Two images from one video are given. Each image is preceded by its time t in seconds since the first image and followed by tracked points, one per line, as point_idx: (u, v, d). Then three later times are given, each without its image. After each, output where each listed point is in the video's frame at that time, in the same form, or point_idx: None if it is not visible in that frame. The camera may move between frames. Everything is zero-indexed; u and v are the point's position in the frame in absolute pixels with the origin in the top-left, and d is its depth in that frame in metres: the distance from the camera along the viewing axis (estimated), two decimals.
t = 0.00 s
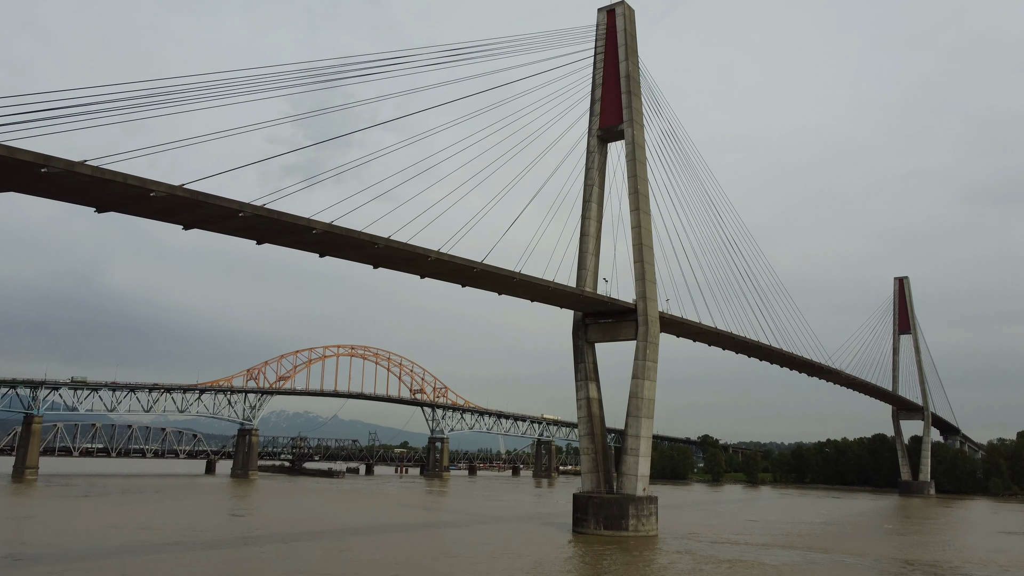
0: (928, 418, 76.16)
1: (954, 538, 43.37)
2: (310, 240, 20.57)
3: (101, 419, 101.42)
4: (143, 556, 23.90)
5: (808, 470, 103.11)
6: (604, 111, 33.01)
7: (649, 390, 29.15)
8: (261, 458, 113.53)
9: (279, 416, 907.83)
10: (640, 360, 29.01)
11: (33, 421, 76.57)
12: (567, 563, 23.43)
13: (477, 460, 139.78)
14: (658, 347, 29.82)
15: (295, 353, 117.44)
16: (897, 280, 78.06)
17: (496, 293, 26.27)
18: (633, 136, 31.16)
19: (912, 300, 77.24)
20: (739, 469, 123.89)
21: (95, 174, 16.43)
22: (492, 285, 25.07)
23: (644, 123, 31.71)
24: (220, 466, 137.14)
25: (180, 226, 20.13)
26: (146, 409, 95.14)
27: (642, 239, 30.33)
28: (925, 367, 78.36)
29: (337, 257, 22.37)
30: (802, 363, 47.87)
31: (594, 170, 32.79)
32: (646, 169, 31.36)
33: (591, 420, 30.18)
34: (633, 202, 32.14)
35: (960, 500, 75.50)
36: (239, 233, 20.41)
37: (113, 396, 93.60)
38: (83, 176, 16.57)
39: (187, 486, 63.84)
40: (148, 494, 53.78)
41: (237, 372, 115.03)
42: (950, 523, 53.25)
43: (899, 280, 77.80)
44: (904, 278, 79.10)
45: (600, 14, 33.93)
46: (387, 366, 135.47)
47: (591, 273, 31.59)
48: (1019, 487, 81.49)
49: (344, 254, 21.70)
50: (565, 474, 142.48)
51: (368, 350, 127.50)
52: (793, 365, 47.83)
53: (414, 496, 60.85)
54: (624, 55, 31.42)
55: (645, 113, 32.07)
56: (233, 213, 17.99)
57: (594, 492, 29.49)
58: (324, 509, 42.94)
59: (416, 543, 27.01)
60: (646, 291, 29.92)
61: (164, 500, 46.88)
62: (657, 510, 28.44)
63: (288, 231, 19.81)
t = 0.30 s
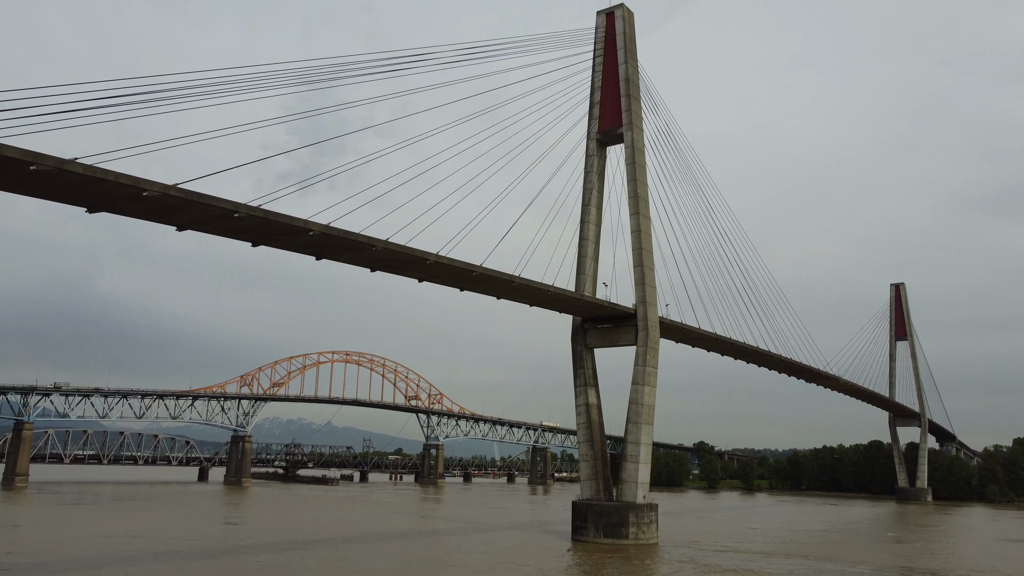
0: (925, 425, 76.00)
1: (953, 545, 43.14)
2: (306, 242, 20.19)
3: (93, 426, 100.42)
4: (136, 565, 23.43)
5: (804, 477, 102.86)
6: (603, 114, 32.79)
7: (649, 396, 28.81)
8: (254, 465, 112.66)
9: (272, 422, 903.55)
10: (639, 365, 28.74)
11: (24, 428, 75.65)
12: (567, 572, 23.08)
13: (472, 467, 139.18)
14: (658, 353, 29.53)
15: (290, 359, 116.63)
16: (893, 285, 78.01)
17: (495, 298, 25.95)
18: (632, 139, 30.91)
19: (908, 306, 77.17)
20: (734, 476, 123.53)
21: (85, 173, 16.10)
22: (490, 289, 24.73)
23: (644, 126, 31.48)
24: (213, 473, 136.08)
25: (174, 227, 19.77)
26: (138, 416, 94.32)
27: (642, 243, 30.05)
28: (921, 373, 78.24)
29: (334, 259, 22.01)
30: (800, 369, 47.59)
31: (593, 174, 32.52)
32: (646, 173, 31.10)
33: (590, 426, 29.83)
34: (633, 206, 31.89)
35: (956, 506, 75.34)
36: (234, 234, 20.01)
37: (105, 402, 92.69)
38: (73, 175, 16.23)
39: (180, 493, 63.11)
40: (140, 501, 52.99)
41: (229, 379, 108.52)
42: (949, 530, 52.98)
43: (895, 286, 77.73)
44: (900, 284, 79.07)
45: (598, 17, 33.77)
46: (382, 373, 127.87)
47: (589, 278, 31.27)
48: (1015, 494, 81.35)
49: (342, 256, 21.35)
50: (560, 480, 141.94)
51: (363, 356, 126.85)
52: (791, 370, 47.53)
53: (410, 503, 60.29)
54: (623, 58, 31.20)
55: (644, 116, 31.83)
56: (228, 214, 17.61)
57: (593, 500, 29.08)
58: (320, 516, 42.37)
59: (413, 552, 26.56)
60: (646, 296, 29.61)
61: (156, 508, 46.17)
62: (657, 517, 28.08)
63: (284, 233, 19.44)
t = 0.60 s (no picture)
0: (921, 428, 75.88)
1: (952, 549, 42.92)
2: (301, 241, 19.78)
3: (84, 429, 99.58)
4: (126, 571, 22.94)
5: (799, 480, 102.73)
6: (602, 114, 32.47)
7: (649, 398, 28.50)
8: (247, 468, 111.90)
9: (265, 425, 900.60)
10: (639, 367, 28.43)
11: (14, 430, 74.75)
12: None
13: (467, 470, 138.61)
14: (658, 354, 29.23)
15: (284, 361, 116.00)
16: (889, 288, 77.93)
17: (494, 298, 25.59)
18: (632, 139, 30.60)
19: (904, 309, 77.14)
20: (730, 479, 123.37)
21: (75, 167, 15.70)
22: (489, 290, 24.35)
23: (643, 126, 31.18)
24: (205, 476, 135.12)
25: (167, 224, 19.35)
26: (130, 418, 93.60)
27: (641, 244, 29.73)
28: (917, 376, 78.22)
29: (330, 259, 21.65)
30: (798, 371, 47.35)
31: (592, 174, 32.19)
32: (645, 173, 30.78)
33: (589, 429, 29.47)
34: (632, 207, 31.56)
35: (952, 510, 75.24)
36: (228, 232, 19.61)
37: (96, 405, 91.93)
38: (63, 169, 15.83)
39: (172, 497, 62.49)
40: (131, 505, 52.33)
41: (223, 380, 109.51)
42: (947, 534, 52.77)
43: (892, 289, 77.66)
44: (896, 287, 79.08)
45: (597, 16, 33.49)
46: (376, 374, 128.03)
47: (588, 279, 30.89)
48: (1011, 497, 81.36)
49: (339, 255, 20.99)
50: (555, 484, 141.47)
51: (357, 359, 126.31)
52: (788, 373, 47.25)
53: (405, 507, 59.85)
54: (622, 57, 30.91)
55: (643, 117, 31.55)
56: (222, 211, 17.22)
57: (592, 504, 28.72)
58: (314, 520, 41.84)
59: (410, 556, 26.14)
60: (646, 297, 29.29)
61: (148, 512, 45.54)
62: (657, 521, 27.72)
63: (279, 231, 19.03)
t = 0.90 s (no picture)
0: (917, 429, 75.86)
1: (950, 549, 42.79)
2: (296, 236, 19.36)
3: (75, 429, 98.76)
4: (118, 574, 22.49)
5: (794, 480, 102.76)
6: (600, 111, 32.08)
7: (648, 398, 28.18)
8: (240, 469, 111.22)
9: (257, 425, 897.47)
10: (639, 366, 28.13)
11: (3, 430, 74.00)
12: None
13: (461, 470, 138.19)
14: (657, 353, 28.94)
15: (277, 361, 115.31)
16: (885, 289, 77.87)
17: (492, 296, 25.22)
18: (631, 136, 30.26)
19: (899, 309, 77.11)
20: (725, 479, 123.30)
21: (64, 157, 15.27)
22: (487, 287, 23.96)
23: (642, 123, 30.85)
24: (198, 476, 134.30)
25: (159, 218, 18.92)
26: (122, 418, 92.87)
27: (641, 242, 29.39)
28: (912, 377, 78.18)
29: (326, 255, 21.24)
30: (795, 371, 47.17)
31: (590, 172, 31.80)
32: (644, 170, 30.43)
33: (587, 429, 29.12)
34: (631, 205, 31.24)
35: (947, 510, 75.26)
36: (221, 227, 19.19)
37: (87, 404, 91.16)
38: (51, 161, 15.40)
39: (165, 497, 61.98)
40: (122, 506, 51.69)
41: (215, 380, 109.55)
42: (943, 535, 52.68)
43: (887, 289, 77.60)
44: (892, 287, 78.99)
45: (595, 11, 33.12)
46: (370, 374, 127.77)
47: (586, 277, 30.49)
48: (1005, 497, 81.40)
49: (335, 252, 20.60)
50: (550, 484, 141.16)
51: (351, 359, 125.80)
52: (786, 372, 47.03)
53: (399, 507, 59.48)
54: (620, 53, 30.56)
55: (642, 113, 31.21)
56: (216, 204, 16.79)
57: (591, 504, 28.38)
58: (308, 521, 41.36)
59: (407, 558, 25.74)
60: (645, 296, 28.97)
61: (139, 513, 44.94)
62: (657, 522, 27.39)
63: (274, 226, 18.62)
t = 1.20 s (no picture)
0: (911, 429, 75.92)
1: (945, 550, 42.76)
2: (291, 231, 19.00)
3: (66, 428, 97.98)
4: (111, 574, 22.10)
5: (788, 480, 102.84)
6: (599, 107, 31.75)
7: (647, 397, 27.87)
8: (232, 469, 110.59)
9: (249, 425, 894.42)
10: (638, 365, 27.87)
11: None
12: None
13: (454, 470, 137.87)
14: (657, 353, 28.66)
15: (270, 360, 114.64)
16: (880, 288, 77.85)
17: (489, 294, 24.89)
18: (629, 132, 29.96)
19: (894, 309, 77.13)
20: (719, 479, 123.31)
21: (53, 147, 14.89)
22: (486, 284, 23.62)
23: (641, 119, 30.55)
24: (189, 476, 133.50)
25: (151, 211, 18.51)
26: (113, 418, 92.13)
27: (639, 240, 29.08)
28: (907, 377, 78.21)
29: (322, 251, 20.88)
30: (792, 371, 47.04)
31: (589, 168, 31.47)
32: (643, 167, 30.13)
33: (586, 428, 28.78)
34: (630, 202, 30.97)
35: (941, 510, 75.34)
36: (215, 222, 18.80)
37: (77, 404, 90.40)
38: (40, 150, 15.00)
39: (157, 498, 61.46)
40: (114, 507, 51.12)
41: (207, 380, 108.85)
42: (937, 535, 52.66)
43: (882, 289, 77.62)
44: (887, 287, 79.00)
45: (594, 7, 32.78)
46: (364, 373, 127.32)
47: (585, 275, 30.12)
48: (999, 497, 81.57)
49: (330, 247, 20.23)
50: (543, 484, 140.93)
51: (345, 359, 125.29)
52: (783, 372, 46.88)
53: (393, 507, 59.09)
54: (619, 49, 30.23)
55: (641, 109, 30.89)
56: (210, 197, 16.41)
57: (589, 504, 28.05)
58: (302, 522, 40.91)
59: (405, 559, 25.42)
60: (644, 294, 28.67)
61: (131, 514, 44.40)
62: (656, 523, 27.09)
63: (269, 221, 18.26)
